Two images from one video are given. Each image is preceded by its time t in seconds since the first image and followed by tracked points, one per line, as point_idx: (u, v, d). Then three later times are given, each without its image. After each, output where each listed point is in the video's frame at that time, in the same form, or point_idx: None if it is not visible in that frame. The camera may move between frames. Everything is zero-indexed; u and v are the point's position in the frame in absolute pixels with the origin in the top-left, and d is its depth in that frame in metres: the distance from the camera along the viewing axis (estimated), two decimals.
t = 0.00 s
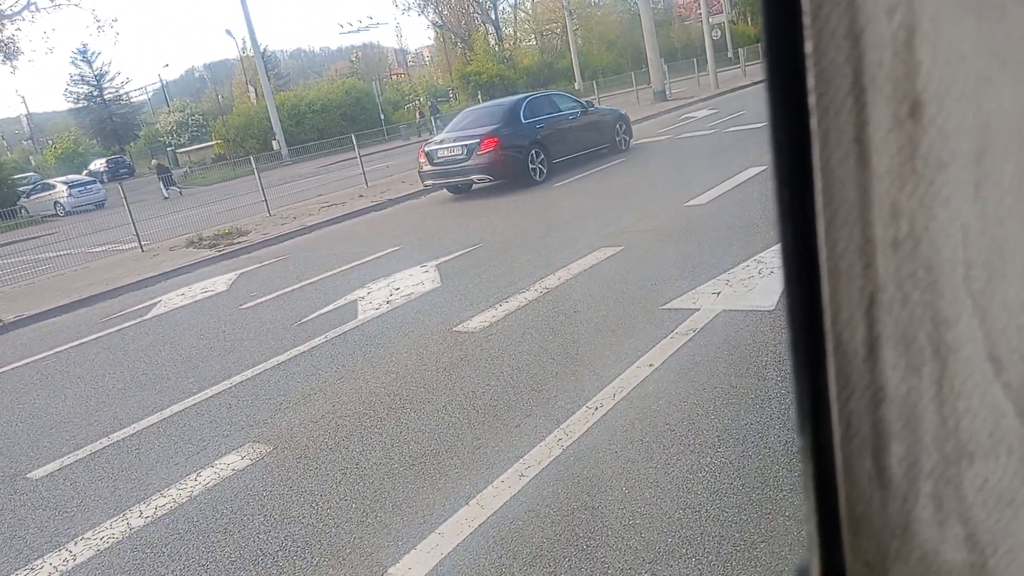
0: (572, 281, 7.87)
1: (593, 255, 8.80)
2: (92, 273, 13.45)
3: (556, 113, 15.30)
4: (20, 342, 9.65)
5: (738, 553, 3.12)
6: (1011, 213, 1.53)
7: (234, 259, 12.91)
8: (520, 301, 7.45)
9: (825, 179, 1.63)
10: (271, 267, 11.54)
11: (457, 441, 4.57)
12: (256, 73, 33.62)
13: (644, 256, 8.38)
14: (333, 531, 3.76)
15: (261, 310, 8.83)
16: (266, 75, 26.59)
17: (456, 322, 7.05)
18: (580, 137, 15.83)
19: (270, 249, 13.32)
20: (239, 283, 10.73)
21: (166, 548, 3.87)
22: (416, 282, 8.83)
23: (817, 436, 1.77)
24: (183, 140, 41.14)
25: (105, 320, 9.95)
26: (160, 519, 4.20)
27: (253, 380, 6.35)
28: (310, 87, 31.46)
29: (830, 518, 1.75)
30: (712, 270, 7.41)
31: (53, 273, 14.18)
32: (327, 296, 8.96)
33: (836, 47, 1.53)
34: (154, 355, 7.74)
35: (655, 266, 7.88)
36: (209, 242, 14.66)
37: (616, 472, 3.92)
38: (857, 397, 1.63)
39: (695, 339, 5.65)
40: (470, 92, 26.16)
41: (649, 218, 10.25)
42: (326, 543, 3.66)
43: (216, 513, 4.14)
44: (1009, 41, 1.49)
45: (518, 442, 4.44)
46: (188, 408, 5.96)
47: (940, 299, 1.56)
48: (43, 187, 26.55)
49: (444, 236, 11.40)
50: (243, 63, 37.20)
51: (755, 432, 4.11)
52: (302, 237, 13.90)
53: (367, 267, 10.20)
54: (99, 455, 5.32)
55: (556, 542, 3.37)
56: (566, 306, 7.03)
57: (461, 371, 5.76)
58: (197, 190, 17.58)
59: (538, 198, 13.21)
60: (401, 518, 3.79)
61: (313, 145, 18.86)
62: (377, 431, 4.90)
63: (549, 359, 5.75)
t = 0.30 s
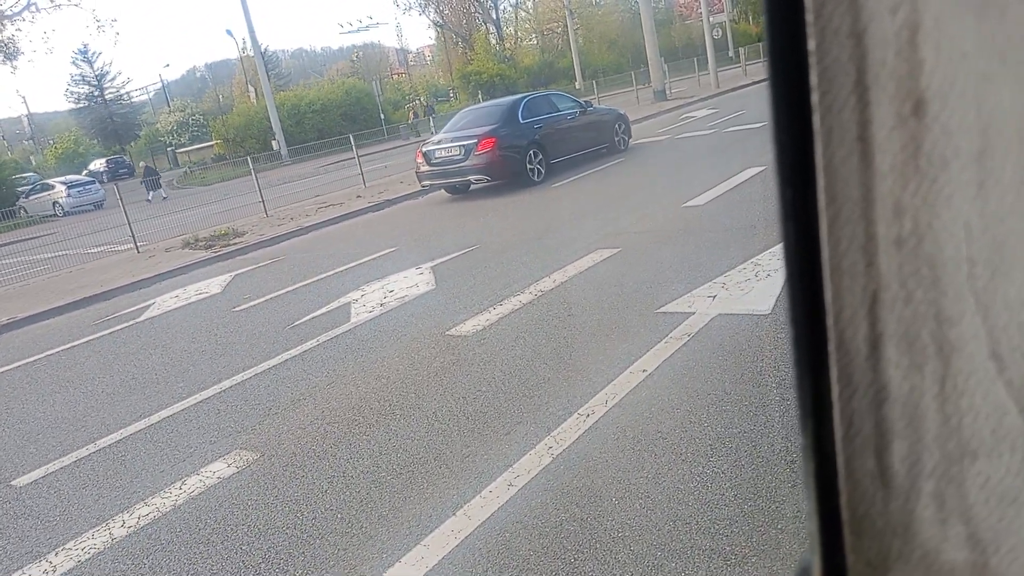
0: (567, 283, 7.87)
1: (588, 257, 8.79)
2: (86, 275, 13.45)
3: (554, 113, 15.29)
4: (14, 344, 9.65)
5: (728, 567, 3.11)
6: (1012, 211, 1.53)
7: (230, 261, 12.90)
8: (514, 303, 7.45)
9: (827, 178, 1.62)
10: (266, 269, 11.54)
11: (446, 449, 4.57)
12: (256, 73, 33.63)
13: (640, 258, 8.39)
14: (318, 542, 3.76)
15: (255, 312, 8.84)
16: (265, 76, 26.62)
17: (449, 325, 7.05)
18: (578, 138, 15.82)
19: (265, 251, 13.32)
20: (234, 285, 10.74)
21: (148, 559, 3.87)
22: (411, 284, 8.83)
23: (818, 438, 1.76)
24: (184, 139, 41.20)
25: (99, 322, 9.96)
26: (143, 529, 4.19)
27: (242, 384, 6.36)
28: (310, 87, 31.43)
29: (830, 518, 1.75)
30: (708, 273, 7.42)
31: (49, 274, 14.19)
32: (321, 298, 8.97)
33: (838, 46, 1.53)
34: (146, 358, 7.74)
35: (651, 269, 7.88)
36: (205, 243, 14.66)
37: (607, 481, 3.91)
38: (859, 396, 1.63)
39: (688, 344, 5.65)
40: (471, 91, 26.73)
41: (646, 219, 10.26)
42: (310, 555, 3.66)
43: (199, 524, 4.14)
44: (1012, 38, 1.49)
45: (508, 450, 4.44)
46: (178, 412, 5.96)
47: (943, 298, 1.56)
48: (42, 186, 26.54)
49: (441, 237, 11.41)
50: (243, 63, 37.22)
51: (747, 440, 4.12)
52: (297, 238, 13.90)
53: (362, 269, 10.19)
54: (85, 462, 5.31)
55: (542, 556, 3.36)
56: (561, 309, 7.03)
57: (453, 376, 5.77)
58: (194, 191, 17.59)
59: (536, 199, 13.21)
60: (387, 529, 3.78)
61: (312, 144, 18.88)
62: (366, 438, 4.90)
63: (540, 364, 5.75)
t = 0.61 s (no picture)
0: (564, 286, 7.86)
1: (585, 259, 8.78)
2: (83, 277, 13.44)
3: (552, 113, 15.28)
4: (11, 347, 9.65)
5: None
6: (1011, 207, 1.53)
7: (226, 264, 12.90)
8: (511, 305, 7.44)
9: (827, 174, 1.62)
10: (262, 271, 11.53)
11: (439, 455, 4.56)
12: (255, 73, 33.62)
13: (637, 259, 8.39)
14: (308, 551, 3.75)
15: (252, 315, 8.83)
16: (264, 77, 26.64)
17: (446, 328, 7.04)
18: (577, 138, 15.82)
19: (261, 253, 13.31)
20: (230, 287, 10.74)
21: (136, 568, 3.86)
22: (407, 286, 8.83)
23: (819, 435, 1.75)
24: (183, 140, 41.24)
25: (95, 325, 9.95)
26: (132, 537, 4.18)
27: (237, 389, 6.35)
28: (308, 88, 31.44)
29: (830, 516, 1.74)
30: (706, 274, 7.41)
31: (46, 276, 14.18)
32: (318, 300, 8.96)
33: (837, 41, 1.52)
34: (142, 362, 7.74)
35: (648, 270, 7.88)
36: (202, 245, 14.65)
37: (601, 488, 3.91)
38: (860, 392, 1.62)
39: (684, 347, 5.65)
40: (470, 92, 26.58)
41: (643, 220, 10.25)
42: (299, 564, 3.65)
43: (188, 531, 4.13)
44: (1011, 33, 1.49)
45: (502, 455, 4.44)
46: (172, 417, 5.95)
47: (944, 293, 1.55)
48: (41, 188, 26.52)
49: (439, 239, 11.40)
50: (242, 63, 37.17)
51: (743, 446, 4.11)
52: (294, 240, 13.89)
53: (359, 271, 10.19)
54: (76, 468, 5.31)
55: (534, 565, 3.35)
56: (556, 311, 7.03)
57: (448, 380, 5.76)
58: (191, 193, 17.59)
59: (535, 199, 13.21)
60: (377, 537, 3.78)
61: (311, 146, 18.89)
62: (360, 443, 4.89)
63: (535, 367, 5.75)
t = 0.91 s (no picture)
0: (560, 286, 7.86)
1: (582, 260, 8.78)
2: (80, 278, 13.44)
3: (550, 113, 15.28)
4: (8, 348, 9.65)
5: None
6: (1007, 203, 1.53)
7: (223, 265, 12.90)
8: (508, 306, 7.45)
9: (822, 171, 1.62)
10: (260, 271, 11.54)
11: (433, 458, 4.56)
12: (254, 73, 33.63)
13: (634, 260, 8.40)
14: (300, 556, 3.74)
15: (249, 316, 8.84)
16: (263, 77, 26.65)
17: (442, 329, 7.04)
18: (575, 138, 15.81)
19: (259, 254, 13.31)
20: (227, 288, 10.74)
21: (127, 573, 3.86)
22: (404, 287, 8.83)
23: (817, 432, 1.75)
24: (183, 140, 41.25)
25: (91, 326, 9.96)
26: (123, 542, 4.18)
27: (233, 390, 6.35)
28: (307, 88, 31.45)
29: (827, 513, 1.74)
30: (703, 275, 7.42)
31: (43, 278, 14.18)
32: (315, 301, 8.96)
33: (833, 39, 1.52)
34: (138, 363, 7.74)
35: (645, 271, 7.88)
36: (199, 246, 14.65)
37: (595, 492, 3.91)
38: (856, 389, 1.62)
39: (680, 349, 5.65)
40: (469, 91, 26.59)
41: (641, 220, 10.25)
42: (291, 568, 3.65)
43: (179, 536, 4.13)
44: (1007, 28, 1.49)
45: (497, 459, 4.44)
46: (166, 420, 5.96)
47: (939, 290, 1.56)
48: (40, 189, 26.51)
49: (436, 239, 11.41)
50: (242, 63, 37.19)
51: (739, 449, 4.11)
52: (290, 241, 13.88)
53: (356, 272, 10.19)
54: (69, 471, 5.31)
55: (526, 570, 3.35)
56: (553, 313, 7.03)
57: (443, 382, 5.76)
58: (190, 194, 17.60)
59: (533, 199, 13.22)
60: (370, 542, 3.78)
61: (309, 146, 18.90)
62: (354, 446, 4.89)
63: (531, 369, 5.75)
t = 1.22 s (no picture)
0: (550, 291, 7.86)
1: (572, 264, 8.79)
2: (68, 284, 13.36)
3: (540, 116, 15.29)
4: None
5: None
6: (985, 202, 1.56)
7: (212, 270, 12.85)
8: (498, 311, 7.44)
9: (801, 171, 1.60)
10: (249, 277, 11.50)
11: (423, 466, 4.56)
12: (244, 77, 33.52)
13: (624, 263, 8.41)
14: (289, 565, 3.73)
15: (238, 322, 8.80)
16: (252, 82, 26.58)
17: (432, 335, 7.04)
18: (565, 141, 15.83)
19: (248, 260, 13.26)
20: (216, 294, 10.69)
21: None
22: (394, 292, 8.81)
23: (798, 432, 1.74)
24: (171, 145, 41.07)
25: (78, 333, 9.89)
26: (110, 553, 4.15)
27: (221, 398, 6.33)
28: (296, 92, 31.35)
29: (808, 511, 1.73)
30: (693, 278, 7.43)
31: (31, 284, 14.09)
32: (304, 307, 8.93)
33: (812, 39, 1.51)
34: (127, 371, 7.69)
35: (634, 275, 7.89)
36: (188, 251, 14.59)
37: (585, 498, 3.91)
38: (838, 389, 1.61)
39: (670, 353, 5.66)
40: (460, 94, 26.56)
41: (631, 223, 10.27)
42: None
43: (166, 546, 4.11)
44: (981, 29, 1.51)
45: (487, 465, 4.44)
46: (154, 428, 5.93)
47: (918, 289, 1.57)
48: (27, 195, 26.34)
49: (426, 243, 11.40)
50: (231, 67, 37.09)
51: (728, 454, 4.12)
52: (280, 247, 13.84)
53: (346, 277, 10.17)
54: (56, 481, 5.27)
55: None
56: (543, 317, 7.02)
57: (433, 388, 5.75)
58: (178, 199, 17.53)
59: (524, 203, 13.23)
60: (359, 551, 3.77)
61: (298, 150, 18.84)
62: (343, 453, 4.88)
63: (521, 374, 5.75)
